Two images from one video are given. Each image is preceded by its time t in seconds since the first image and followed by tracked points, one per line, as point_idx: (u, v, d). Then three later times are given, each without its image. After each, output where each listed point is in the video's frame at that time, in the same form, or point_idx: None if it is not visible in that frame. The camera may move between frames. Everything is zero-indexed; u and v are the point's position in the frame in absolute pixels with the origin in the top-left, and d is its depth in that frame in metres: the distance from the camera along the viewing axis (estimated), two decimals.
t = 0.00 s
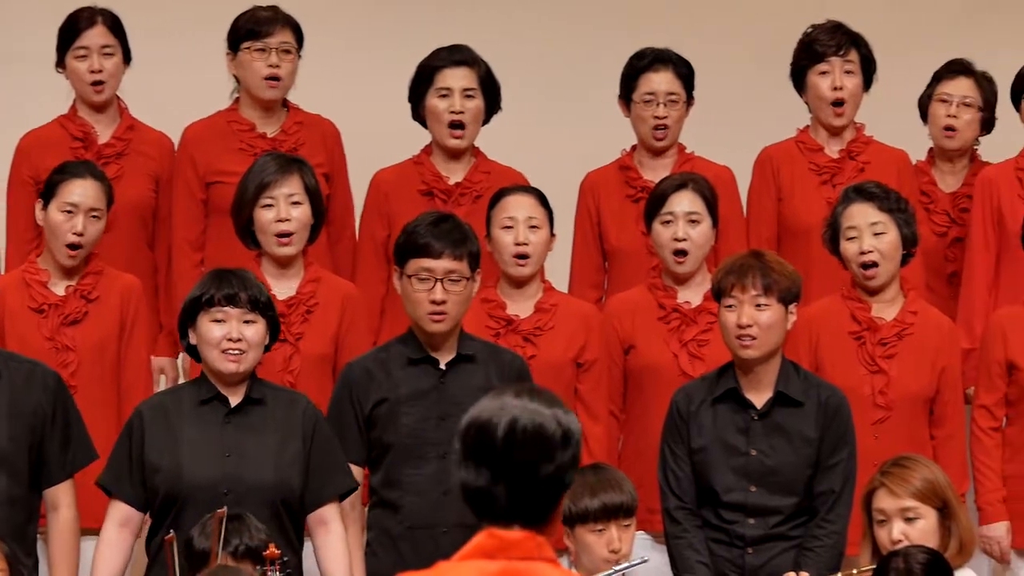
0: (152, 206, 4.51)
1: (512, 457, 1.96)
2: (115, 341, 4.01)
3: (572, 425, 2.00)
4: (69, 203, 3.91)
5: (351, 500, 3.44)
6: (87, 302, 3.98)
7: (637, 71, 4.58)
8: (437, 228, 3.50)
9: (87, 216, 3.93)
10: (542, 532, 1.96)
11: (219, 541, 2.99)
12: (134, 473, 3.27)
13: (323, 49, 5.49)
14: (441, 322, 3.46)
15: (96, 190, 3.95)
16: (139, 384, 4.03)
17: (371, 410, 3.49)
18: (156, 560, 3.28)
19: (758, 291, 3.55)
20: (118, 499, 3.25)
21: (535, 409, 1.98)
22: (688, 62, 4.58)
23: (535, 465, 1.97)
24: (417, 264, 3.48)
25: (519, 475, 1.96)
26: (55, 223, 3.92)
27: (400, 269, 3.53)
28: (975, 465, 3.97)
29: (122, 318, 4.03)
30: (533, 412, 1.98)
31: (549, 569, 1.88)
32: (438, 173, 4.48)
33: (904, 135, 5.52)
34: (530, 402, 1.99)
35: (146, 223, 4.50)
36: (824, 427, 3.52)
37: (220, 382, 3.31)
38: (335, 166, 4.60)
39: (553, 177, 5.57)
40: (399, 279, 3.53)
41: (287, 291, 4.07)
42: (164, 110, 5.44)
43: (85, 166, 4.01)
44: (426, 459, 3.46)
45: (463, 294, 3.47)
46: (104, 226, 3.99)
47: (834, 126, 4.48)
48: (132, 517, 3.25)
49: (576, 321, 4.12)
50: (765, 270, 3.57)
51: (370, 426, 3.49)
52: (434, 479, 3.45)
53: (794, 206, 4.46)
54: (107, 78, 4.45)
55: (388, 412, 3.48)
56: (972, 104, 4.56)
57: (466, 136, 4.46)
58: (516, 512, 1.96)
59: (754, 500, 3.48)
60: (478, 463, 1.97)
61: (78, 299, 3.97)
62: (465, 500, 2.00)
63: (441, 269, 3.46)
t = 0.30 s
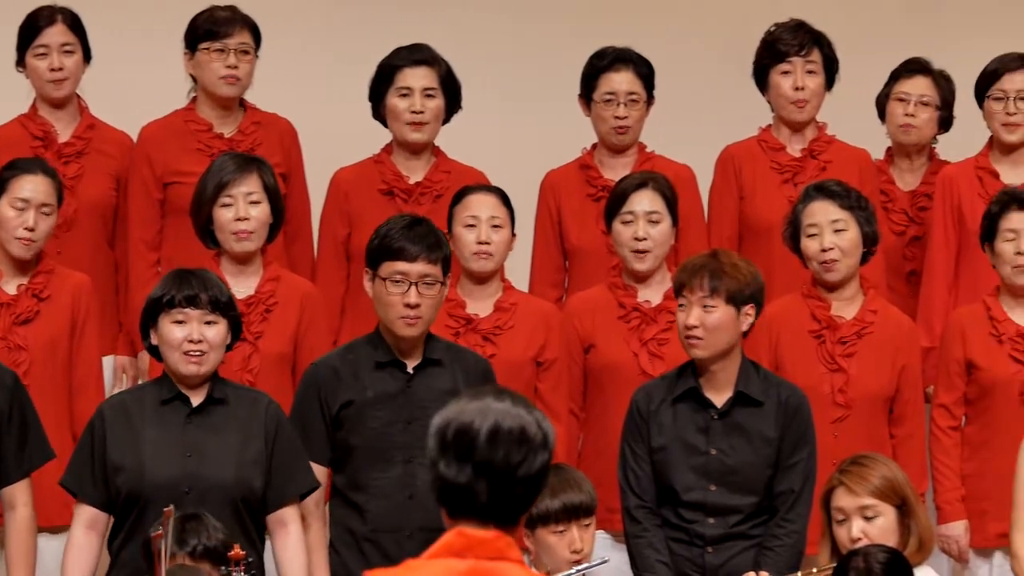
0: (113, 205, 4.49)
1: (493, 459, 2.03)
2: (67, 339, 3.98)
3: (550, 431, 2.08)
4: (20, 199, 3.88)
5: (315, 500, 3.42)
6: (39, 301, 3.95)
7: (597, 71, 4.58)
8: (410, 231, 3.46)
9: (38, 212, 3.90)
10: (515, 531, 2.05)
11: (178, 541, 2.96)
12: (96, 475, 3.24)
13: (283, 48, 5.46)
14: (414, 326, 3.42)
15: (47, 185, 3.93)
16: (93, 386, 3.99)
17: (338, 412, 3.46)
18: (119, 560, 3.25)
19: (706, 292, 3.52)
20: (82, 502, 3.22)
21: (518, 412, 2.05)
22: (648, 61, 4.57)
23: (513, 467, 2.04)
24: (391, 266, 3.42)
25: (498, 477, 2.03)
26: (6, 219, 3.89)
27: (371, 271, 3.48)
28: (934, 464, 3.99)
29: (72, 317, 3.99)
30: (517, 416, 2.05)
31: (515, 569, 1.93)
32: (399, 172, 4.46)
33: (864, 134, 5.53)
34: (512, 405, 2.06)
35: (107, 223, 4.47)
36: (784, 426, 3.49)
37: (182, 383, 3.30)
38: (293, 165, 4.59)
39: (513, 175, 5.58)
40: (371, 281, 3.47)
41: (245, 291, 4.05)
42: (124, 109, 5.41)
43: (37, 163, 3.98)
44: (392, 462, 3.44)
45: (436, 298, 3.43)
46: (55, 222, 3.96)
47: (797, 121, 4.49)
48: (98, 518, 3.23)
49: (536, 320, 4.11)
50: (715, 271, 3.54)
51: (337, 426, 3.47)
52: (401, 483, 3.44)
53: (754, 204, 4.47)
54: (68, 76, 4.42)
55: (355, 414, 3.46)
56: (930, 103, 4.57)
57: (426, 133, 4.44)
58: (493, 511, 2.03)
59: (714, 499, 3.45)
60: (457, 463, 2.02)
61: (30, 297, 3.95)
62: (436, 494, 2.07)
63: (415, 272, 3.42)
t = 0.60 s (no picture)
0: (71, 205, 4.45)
1: (454, 454, 2.02)
2: (15, 339, 3.94)
3: (511, 432, 2.08)
4: None
5: (278, 497, 3.36)
6: None
7: (554, 71, 4.56)
8: (390, 229, 3.42)
9: None
10: (474, 529, 2.04)
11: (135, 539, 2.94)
12: (45, 474, 3.21)
13: (242, 47, 5.43)
14: (390, 323, 3.38)
15: None
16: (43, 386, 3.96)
17: (305, 408, 3.38)
18: (70, 561, 3.22)
19: (649, 292, 3.51)
20: (30, 502, 3.19)
21: (482, 411, 2.06)
22: (606, 61, 4.57)
23: (474, 464, 2.03)
24: (371, 262, 3.39)
25: (460, 473, 2.02)
26: None
27: (348, 267, 3.43)
28: (892, 463, 3.99)
29: (20, 316, 3.96)
30: (480, 414, 2.05)
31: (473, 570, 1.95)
32: (357, 171, 4.44)
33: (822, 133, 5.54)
34: (473, 405, 2.07)
35: (65, 224, 4.43)
36: (742, 426, 3.49)
37: (129, 381, 3.26)
38: (250, 163, 4.57)
39: (471, 174, 5.56)
40: (348, 277, 3.42)
41: (202, 290, 4.02)
42: (81, 108, 5.36)
43: None
44: (357, 460, 3.38)
45: (414, 297, 3.40)
46: None
47: (754, 125, 4.49)
48: (46, 518, 3.20)
49: (494, 318, 4.11)
50: (661, 271, 3.53)
51: (303, 423, 3.39)
52: (367, 481, 3.38)
53: (713, 204, 4.46)
54: (26, 74, 4.39)
55: (322, 411, 3.39)
56: (887, 102, 4.58)
57: (385, 132, 4.42)
58: (453, 506, 2.02)
59: (671, 498, 3.45)
60: (419, 458, 2.02)
61: None
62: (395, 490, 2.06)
63: (396, 269, 3.38)
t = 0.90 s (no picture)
0: (23, 204, 4.40)
1: (401, 453, 2.01)
2: None
3: (458, 432, 2.06)
4: None
5: (237, 495, 3.25)
6: None
7: (503, 71, 4.54)
8: (356, 223, 3.32)
9: None
10: (420, 528, 2.02)
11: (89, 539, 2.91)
12: None
13: (194, 46, 5.42)
14: (357, 315, 3.27)
15: None
16: None
17: (266, 404, 3.27)
18: (7, 564, 3.16)
19: (598, 291, 3.50)
20: None
21: (430, 410, 2.04)
22: (556, 60, 4.55)
23: (420, 463, 2.01)
24: (339, 252, 3.27)
25: (407, 472, 2.01)
26: None
27: (313, 260, 3.31)
28: (843, 461, 4.00)
29: None
30: (428, 413, 2.04)
31: (418, 564, 1.92)
32: (308, 170, 4.41)
33: (771, 132, 5.54)
34: (421, 404, 2.05)
35: (17, 223, 4.38)
36: (694, 425, 3.48)
37: (62, 378, 3.25)
38: (206, 164, 4.54)
39: (423, 172, 5.54)
40: (313, 269, 3.30)
41: (152, 289, 3.99)
42: (31, 106, 5.32)
43: None
44: (319, 456, 3.28)
45: (381, 289, 3.29)
46: None
47: (704, 123, 4.49)
48: None
49: (445, 317, 4.11)
50: (609, 271, 3.52)
51: (263, 419, 3.28)
52: (328, 477, 3.27)
53: (664, 202, 4.46)
54: None
55: (283, 408, 3.28)
56: (839, 101, 4.59)
57: (337, 131, 4.40)
58: (400, 504, 2.00)
59: (624, 497, 3.44)
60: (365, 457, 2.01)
61: None
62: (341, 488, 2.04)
63: (365, 261, 3.28)
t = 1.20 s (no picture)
0: None
1: (330, 451, 1.85)
2: None
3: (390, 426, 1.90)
4: None
5: (198, 492, 3.20)
6: None
7: (455, 69, 4.52)
8: (316, 219, 3.29)
9: None
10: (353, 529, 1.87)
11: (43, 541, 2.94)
12: None
13: (149, 43, 5.38)
14: (319, 309, 3.23)
15: None
16: None
17: (226, 402, 3.22)
18: None
19: (550, 290, 3.49)
20: None
21: (358, 403, 1.88)
22: (507, 59, 4.54)
23: (351, 461, 1.86)
24: (301, 247, 3.24)
25: (335, 473, 1.85)
26: None
27: (274, 255, 3.28)
28: (796, 460, 4.00)
29: None
30: (355, 406, 1.87)
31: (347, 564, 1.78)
32: (259, 169, 4.38)
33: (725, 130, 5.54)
34: (351, 396, 1.89)
35: None
36: (649, 423, 3.48)
37: None
38: (163, 163, 4.52)
39: (376, 170, 5.52)
40: (274, 264, 3.27)
41: (104, 288, 3.95)
42: None
43: None
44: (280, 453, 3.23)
45: (342, 284, 3.26)
46: None
47: (655, 118, 4.48)
48: None
49: (399, 315, 4.06)
50: (561, 271, 3.51)
51: (223, 417, 3.22)
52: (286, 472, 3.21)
53: (616, 200, 4.45)
54: None
55: (244, 404, 3.22)
56: (793, 101, 4.60)
57: (287, 133, 4.36)
58: (328, 507, 1.85)
59: (577, 495, 3.43)
60: (291, 458, 1.85)
61: None
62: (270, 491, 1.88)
63: (327, 255, 3.25)
